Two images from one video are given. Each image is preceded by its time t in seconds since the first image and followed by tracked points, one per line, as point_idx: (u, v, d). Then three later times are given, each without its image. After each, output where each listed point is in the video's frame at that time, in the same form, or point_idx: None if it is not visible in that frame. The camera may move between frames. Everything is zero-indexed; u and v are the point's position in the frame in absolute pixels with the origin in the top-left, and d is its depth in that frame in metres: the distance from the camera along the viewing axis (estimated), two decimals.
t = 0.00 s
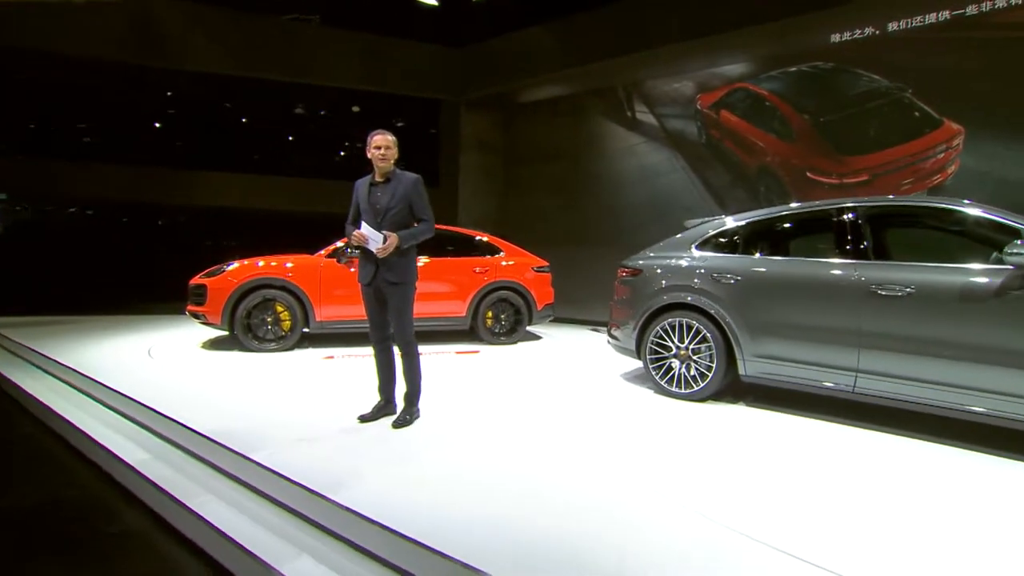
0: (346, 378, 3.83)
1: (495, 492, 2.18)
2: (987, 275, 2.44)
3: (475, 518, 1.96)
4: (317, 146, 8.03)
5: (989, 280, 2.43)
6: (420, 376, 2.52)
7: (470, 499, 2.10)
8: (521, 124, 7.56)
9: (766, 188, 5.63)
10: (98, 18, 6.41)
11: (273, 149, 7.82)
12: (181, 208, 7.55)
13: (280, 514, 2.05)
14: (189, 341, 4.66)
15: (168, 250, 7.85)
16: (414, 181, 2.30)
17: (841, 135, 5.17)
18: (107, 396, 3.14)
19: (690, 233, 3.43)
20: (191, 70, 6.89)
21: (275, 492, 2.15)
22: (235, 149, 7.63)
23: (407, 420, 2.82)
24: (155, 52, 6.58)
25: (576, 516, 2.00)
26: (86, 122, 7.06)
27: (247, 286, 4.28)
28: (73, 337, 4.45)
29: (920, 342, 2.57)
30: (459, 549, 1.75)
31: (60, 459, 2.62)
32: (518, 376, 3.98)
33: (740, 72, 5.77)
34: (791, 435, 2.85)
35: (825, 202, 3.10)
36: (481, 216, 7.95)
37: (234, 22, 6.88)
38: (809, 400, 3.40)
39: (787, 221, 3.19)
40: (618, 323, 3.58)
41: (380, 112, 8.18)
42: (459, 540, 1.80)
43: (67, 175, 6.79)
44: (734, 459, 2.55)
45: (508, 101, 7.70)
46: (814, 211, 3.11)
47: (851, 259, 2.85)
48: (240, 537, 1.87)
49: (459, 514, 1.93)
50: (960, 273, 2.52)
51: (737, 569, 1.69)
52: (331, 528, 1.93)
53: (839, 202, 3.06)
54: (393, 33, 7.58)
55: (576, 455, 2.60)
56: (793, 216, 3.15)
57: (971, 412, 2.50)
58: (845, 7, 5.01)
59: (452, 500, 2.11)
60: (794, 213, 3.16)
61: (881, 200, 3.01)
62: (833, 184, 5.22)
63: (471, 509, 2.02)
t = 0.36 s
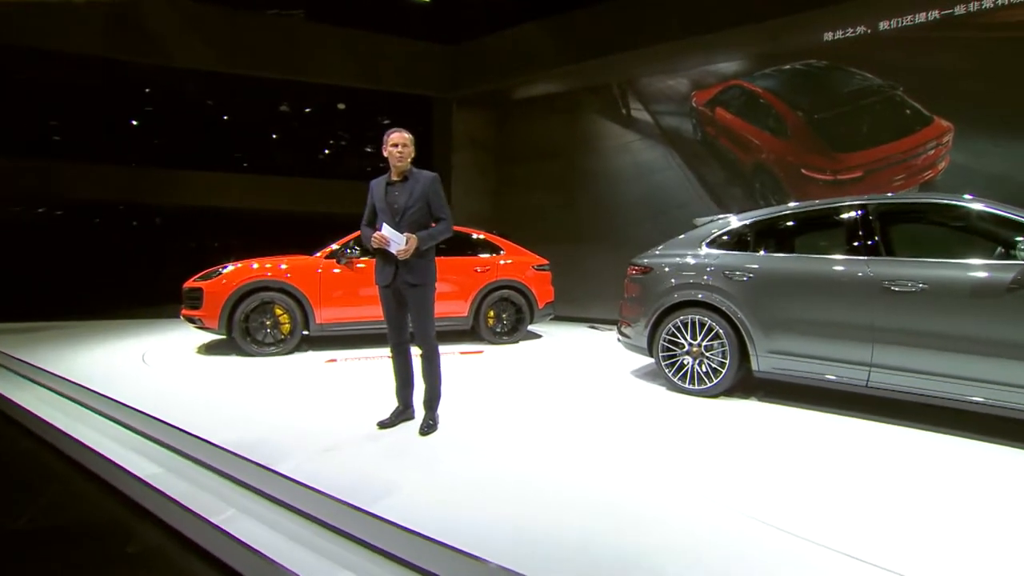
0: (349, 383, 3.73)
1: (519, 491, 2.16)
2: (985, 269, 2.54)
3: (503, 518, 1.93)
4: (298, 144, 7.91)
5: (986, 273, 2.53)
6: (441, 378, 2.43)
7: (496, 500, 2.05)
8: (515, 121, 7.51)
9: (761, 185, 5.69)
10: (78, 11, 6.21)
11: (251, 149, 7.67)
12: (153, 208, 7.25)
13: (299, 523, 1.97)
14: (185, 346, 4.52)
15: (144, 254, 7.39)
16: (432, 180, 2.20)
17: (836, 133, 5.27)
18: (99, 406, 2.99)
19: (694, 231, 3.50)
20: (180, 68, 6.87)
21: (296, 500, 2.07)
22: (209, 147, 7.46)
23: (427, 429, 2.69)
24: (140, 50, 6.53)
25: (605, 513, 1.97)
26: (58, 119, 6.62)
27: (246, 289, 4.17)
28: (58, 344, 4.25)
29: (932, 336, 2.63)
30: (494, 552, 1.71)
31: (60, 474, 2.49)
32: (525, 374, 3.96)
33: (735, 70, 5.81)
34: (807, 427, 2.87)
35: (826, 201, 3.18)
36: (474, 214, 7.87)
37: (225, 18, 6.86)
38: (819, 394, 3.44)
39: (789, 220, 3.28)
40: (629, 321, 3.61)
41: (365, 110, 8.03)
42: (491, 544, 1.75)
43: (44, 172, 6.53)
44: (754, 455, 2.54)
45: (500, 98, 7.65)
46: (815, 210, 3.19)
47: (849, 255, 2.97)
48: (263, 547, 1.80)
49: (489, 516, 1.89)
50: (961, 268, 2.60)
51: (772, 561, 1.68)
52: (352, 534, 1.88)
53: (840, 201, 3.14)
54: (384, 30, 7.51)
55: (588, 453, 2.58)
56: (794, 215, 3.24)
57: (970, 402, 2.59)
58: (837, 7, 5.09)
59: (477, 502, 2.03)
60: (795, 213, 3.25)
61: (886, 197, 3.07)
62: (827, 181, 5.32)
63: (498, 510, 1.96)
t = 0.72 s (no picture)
0: (359, 387, 3.67)
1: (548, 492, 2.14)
2: (994, 267, 2.65)
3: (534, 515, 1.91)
4: (290, 144, 7.81)
5: (996, 271, 2.63)
6: (467, 380, 2.40)
7: (524, 500, 2.02)
8: (513, 120, 7.48)
9: (763, 183, 5.73)
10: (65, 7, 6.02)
11: (240, 149, 7.57)
12: (135, 211, 7.11)
13: (319, 527, 1.88)
14: (187, 352, 4.43)
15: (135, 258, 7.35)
16: (461, 180, 2.19)
17: (836, 130, 5.31)
18: (104, 415, 2.88)
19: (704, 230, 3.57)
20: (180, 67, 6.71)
21: (315, 506, 1.98)
22: (198, 149, 7.33)
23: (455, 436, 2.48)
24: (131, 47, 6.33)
25: (636, 513, 1.94)
26: (41, 119, 6.49)
27: (251, 293, 4.09)
28: (54, 352, 4.13)
29: (951, 333, 2.72)
30: (528, 554, 1.66)
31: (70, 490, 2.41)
32: (537, 373, 3.94)
33: (735, 69, 5.83)
34: (829, 422, 2.93)
35: (836, 200, 3.25)
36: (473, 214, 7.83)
37: (218, 17, 6.70)
38: (835, 391, 3.52)
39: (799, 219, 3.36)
40: (644, 321, 3.66)
41: (358, 109, 7.93)
42: (527, 542, 1.72)
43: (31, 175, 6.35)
44: (778, 451, 2.56)
45: (498, 97, 7.61)
46: (824, 210, 3.26)
47: (856, 253, 3.07)
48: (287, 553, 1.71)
49: (524, 517, 1.88)
50: (969, 264, 2.72)
51: (810, 557, 1.68)
52: (375, 537, 1.79)
53: (849, 200, 3.20)
54: (380, 28, 7.41)
55: (598, 450, 2.56)
56: (803, 215, 3.32)
57: (982, 396, 2.70)
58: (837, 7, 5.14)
59: (509, 499, 2.02)
60: (804, 212, 3.33)
61: (906, 195, 3.08)
62: (828, 179, 5.36)
63: (527, 509, 1.96)
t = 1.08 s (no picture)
0: (370, 384, 3.62)
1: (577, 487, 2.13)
2: (1003, 263, 2.72)
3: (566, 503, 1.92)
4: (280, 145, 7.61)
5: (1005, 267, 2.71)
6: (495, 382, 2.39)
7: (565, 494, 2.01)
8: (516, 121, 7.54)
9: (765, 183, 5.79)
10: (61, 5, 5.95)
11: (230, 146, 7.37)
12: (125, 211, 6.92)
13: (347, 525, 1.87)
14: (194, 356, 4.38)
15: (125, 259, 7.16)
16: (492, 180, 2.21)
17: (837, 131, 5.38)
18: (126, 425, 2.89)
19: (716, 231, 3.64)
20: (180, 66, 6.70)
21: (338, 504, 1.94)
22: (189, 151, 7.18)
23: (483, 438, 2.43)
24: (129, 46, 6.30)
25: (672, 506, 1.93)
26: (26, 119, 6.33)
27: (260, 294, 4.04)
28: (56, 360, 4.05)
29: (966, 328, 2.79)
30: (569, 548, 1.63)
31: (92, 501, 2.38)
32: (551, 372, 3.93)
33: (738, 71, 5.91)
34: (844, 416, 3.01)
35: (845, 201, 3.35)
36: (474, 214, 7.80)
37: (215, 17, 6.65)
38: (849, 385, 3.59)
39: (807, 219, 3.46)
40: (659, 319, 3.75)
41: (354, 109, 7.85)
42: (566, 534, 1.70)
43: (26, 174, 6.29)
44: (805, 448, 2.56)
45: (499, 96, 7.63)
46: (832, 210, 3.37)
47: (866, 252, 3.16)
48: (318, 550, 1.71)
49: (556, 510, 1.86)
50: (981, 262, 2.79)
51: (845, 544, 1.70)
52: (401, 532, 1.78)
53: (857, 201, 3.31)
54: (379, 28, 7.38)
55: (625, 446, 2.53)
56: (812, 215, 3.43)
57: (992, 389, 2.77)
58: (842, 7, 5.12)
59: (538, 496, 1.95)
60: (813, 212, 3.43)
61: (918, 194, 3.15)
62: (831, 179, 5.42)
63: (564, 507, 1.89)
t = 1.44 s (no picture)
0: (388, 382, 3.62)
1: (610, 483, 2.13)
2: (1017, 259, 2.76)
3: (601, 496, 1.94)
4: (276, 144, 7.40)
5: (1019, 262, 2.75)
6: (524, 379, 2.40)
7: (601, 486, 2.03)
8: (518, 118, 7.46)
9: (770, 181, 5.84)
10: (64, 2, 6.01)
11: (227, 144, 7.17)
12: (114, 208, 6.79)
13: (384, 525, 1.87)
14: (204, 356, 4.34)
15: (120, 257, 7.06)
16: (523, 178, 2.22)
17: (842, 128, 5.43)
18: (146, 427, 2.87)
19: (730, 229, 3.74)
20: (182, 63, 6.71)
21: (373, 504, 1.94)
22: (186, 149, 6.98)
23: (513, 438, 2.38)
24: (129, 43, 6.33)
25: (712, 498, 1.94)
26: (18, 116, 6.21)
27: (271, 293, 4.00)
28: (63, 362, 4.01)
29: (984, 324, 2.82)
30: (616, 543, 1.64)
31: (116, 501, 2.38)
32: (566, 368, 3.94)
33: (744, 67, 5.88)
34: (859, 409, 3.07)
35: (858, 199, 3.39)
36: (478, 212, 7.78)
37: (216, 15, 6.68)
38: (864, 379, 3.65)
39: (821, 217, 3.50)
40: (676, 316, 3.83)
41: (352, 106, 7.66)
42: (609, 529, 1.71)
43: (26, 174, 6.18)
44: (827, 436, 2.63)
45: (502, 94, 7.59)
46: (845, 208, 3.42)
47: (880, 248, 3.22)
48: (360, 550, 1.71)
49: (594, 505, 1.87)
50: (996, 258, 2.83)
51: (884, 534, 1.72)
52: (440, 531, 1.78)
53: (869, 199, 3.35)
54: (381, 25, 7.36)
55: (657, 441, 2.52)
56: (825, 213, 3.47)
57: (1005, 382, 2.81)
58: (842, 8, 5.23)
59: (577, 492, 1.97)
60: (826, 210, 3.48)
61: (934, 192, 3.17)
62: (836, 176, 5.47)
63: (599, 502, 1.90)
